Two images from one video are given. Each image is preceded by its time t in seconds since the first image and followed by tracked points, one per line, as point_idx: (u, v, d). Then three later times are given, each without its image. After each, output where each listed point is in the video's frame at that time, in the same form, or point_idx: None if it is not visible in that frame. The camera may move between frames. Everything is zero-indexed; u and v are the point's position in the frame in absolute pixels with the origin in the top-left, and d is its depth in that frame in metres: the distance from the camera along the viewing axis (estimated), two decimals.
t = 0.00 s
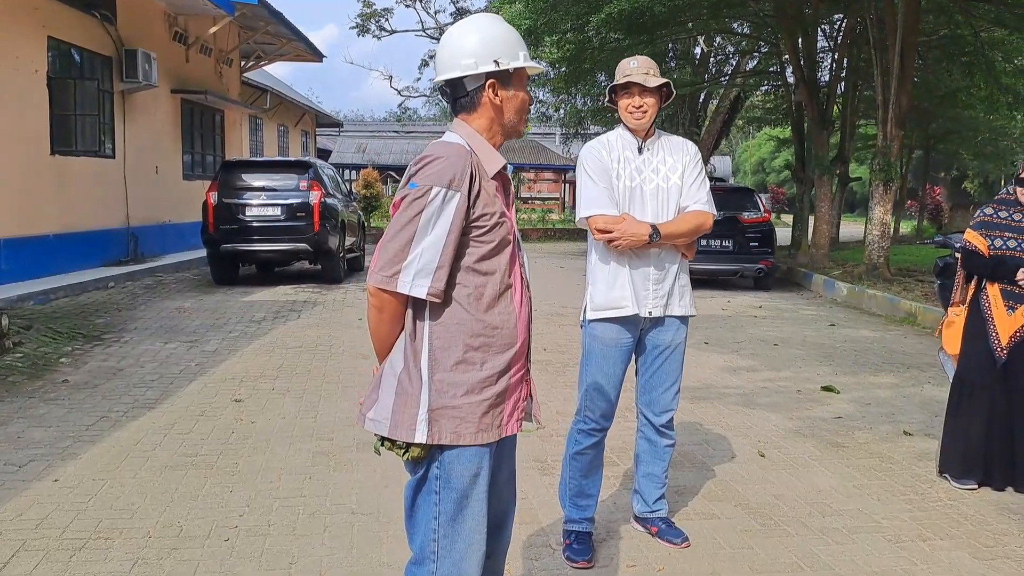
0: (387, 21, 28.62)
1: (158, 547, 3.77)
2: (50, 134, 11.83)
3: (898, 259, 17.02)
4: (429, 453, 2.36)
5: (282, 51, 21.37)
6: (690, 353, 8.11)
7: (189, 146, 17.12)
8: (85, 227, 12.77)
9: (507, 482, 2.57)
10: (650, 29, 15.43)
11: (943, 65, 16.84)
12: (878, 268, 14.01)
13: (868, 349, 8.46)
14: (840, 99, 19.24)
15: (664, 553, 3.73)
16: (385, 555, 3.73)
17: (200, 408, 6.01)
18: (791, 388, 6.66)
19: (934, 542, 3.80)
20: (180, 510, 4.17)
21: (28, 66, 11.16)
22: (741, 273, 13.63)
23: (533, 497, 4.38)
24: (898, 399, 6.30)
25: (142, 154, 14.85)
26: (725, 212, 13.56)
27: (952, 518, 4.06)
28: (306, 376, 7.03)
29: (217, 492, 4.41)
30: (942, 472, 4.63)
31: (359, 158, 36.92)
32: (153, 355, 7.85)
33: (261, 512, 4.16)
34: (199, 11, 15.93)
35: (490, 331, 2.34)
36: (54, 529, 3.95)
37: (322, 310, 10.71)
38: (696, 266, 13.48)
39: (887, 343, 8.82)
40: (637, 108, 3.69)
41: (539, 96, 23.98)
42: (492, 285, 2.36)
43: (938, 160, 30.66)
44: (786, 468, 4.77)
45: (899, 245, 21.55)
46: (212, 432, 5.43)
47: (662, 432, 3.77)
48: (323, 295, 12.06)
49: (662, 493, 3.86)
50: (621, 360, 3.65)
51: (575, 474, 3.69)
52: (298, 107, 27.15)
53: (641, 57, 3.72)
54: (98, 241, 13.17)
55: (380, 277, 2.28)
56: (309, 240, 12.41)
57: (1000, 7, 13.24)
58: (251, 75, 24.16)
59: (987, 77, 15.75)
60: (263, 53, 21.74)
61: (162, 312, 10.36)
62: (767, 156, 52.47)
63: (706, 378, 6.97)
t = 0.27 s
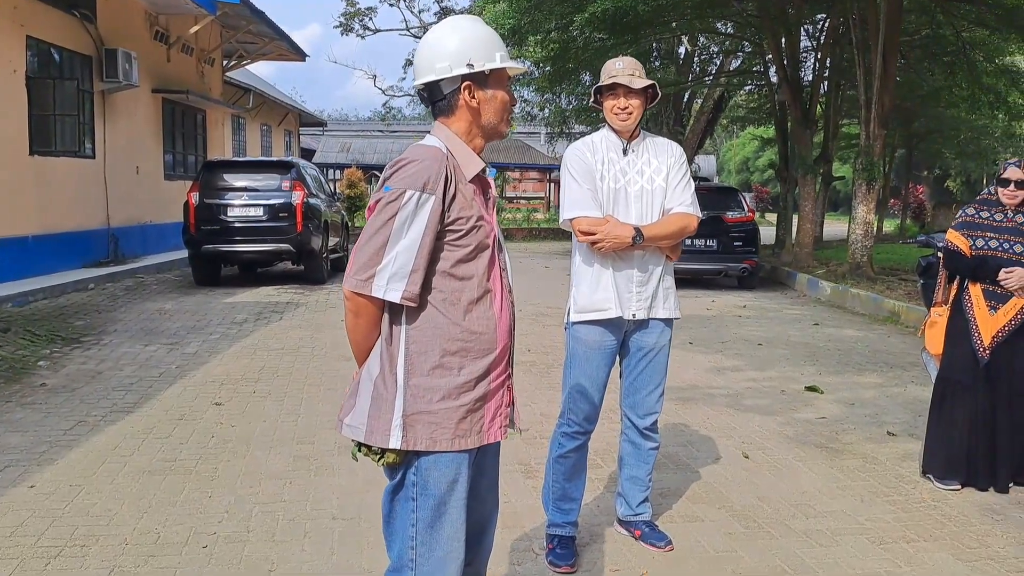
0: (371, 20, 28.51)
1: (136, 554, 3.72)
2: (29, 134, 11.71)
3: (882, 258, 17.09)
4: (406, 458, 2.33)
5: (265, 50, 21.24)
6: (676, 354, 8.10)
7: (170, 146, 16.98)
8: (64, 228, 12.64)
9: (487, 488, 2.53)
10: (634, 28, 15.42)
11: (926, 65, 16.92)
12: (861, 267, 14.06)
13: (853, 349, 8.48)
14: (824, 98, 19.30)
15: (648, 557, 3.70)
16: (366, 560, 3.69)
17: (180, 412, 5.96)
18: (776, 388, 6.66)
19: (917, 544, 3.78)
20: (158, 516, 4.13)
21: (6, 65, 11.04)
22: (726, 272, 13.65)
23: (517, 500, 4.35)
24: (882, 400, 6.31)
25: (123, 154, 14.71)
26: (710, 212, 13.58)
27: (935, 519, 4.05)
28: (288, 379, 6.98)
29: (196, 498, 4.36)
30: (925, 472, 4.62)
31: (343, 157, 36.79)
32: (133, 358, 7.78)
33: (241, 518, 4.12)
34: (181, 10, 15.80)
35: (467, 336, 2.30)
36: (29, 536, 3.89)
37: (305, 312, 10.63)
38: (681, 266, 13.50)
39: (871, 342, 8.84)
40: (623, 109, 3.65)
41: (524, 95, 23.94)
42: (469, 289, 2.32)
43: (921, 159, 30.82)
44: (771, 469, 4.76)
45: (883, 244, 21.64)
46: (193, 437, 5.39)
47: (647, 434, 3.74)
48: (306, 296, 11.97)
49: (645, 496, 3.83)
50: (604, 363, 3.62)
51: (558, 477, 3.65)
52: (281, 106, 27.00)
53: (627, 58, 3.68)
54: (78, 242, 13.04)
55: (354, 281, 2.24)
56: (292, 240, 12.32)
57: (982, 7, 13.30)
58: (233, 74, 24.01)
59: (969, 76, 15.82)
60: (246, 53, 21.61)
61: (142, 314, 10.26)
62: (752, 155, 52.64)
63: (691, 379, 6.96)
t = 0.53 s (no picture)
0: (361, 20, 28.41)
1: (117, 565, 3.67)
2: (15, 135, 11.62)
3: (872, 258, 17.12)
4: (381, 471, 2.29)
5: (254, 50, 21.15)
6: (666, 356, 8.08)
7: (158, 145, 16.87)
8: (51, 229, 12.54)
9: (467, 501, 2.50)
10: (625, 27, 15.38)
11: (916, 65, 16.94)
12: (851, 268, 14.07)
13: (842, 351, 8.47)
14: (814, 98, 19.31)
15: (635, 566, 3.67)
16: (349, 570, 3.66)
17: (165, 418, 5.91)
18: (766, 392, 6.65)
19: (905, 552, 3.77)
20: (141, 525, 4.09)
21: None
22: (716, 273, 13.63)
23: (503, 508, 4.32)
24: (871, 404, 6.31)
25: (111, 155, 14.62)
26: (700, 213, 13.57)
27: (923, 526, 4.03)
28: (275, 383, 6.94)
29: (180, 506, 4.32)
30: (914, 478, 4.60)
31: (334, 157, 36.68)
32: (119, 362, 7.72)
33: (224, 527, 4.08)
34: (169, 10, 15.71)
35: (442, 348, 2.27)
36: (9, 546, 3.84)
37: (294, 314, 10.58)
38: (671, 267, 13.48)
39: (861, 344, 8.84)
40: (609, 115, 3.62)
41: (515, 95, 23.89)
42: (444, 301, 2.28)
43: (911, 158, 30.89)
44: (759, 475, 4.74)
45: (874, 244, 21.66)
46: (177, 443, 5.34)
47: (633, 442, 3.71)
48: (295, 298, 11.91)
49: (632, 504, 3.80)
50: (590, 370, 3.59)
51: (544, 486, 3.62)
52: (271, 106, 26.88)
53: (613, 63, 3.65)
54: (65, 243, 12.94)
55: (328, 292, 2.21)
56: (281, 241, 12.24)
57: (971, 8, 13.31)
58: (223, 74, 23.90)
59: (959, 77, 15.84)
60: (235, 52, 21.50)
61: (129, 316, 10.19)
62: (743, 154, 52.68)
63: (680, 382, 6.94)
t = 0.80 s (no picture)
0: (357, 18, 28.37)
1: (108, 569, 3.66)
2: (9, 135, 11.59)
3: (867, 258, 17.14)
4: (367, 476, 2.29)
5: (250, 49, 21.11)
6: (661, 357, 8.09)
7: (153, 145, 16.83)
8: (46, 229, 12.51)
9: (458, 505, 2.49)
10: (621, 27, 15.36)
11: (912, 64, 16.96)
12: (847, 267, 14.08)
13: (837, 351, 8.49)
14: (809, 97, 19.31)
15: (628, 569, 3.67)
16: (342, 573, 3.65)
17: (159, 419, 5.90)
18: (761, 393, 6.65)
19: (900, 555, 3.76)
20: (133, 528, 4.08)
21: None
22: (711, 273, 13.64)
23: (497, 510, 4.31)
24: (866, 405, 6.31)
25: (105, 154, 14.59)
26: (696, 212, 13.57)
27: (918, 529, 4.03)
28: (269, 384, 6.93)
29: (172, 509, 4.31)
30: (908, 480, 4.60)
31: (330, 156, 36.63)
32: (113, 362, 7.70)
33: (217, 530, 4.07)
34: (164, 9, 15.67)
35: (428, 353, 2.26)
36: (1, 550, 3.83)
37: (290, 314, 10.56)
38: (667, 267, 13.48)
39: (856, 345, 8.85)
40: (601, 117, 3.62)
41: (512, 94, 23.87)
42: (430, 306, 2.27)
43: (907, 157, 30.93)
44: (753, 477, 4.74)
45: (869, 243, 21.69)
46: (171, 445, 5.33)
47: (626, 445, 3.71)
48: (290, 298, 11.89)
49: (626, 507, 3.79)
50: (583, 373, 3.58)
51: (537, 489, 3.62)
52: (267, 105, 26.82)
53: (606, 65, 3.64)
54: (60, 243, 12.91)
55: (315, 297, 2.21)
56: (276, 241, 12.20)
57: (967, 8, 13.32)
58: (218, 73, 23.85)
59: (954, 76, 15.86)
60: (230, 52, 21.45)
61: (124, 317, 10.16)
62: (739, 153, 52.71)
63: (675, 384, 6.93)
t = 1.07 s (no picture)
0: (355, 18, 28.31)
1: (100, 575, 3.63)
2: (5, 136, 11.53)
3: (865, 257, 17.12)
4: (356, 485, 2.25)
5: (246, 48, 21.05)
6: (659, 359, 8.06)
7: (150, 145, 16.79)
8: (42, 229, 12.47)
9: (450, 514, 2.46)
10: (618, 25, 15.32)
11: (910, 63, 16.93)
12: (845, 267, 14.05)
13: (836, 352, 8.46)
14: (807, 96, 19.29)
15: None
16: None
17: (154, 422, 5.87)
18: (759, 396, 6.63)
19: (900, 560, 3.73)
20: (126, 534, 4.05)
21: None
22: (710, 272, 13.61)
23: (494, 515, 4.28)
24: (865, 407, 6.29)
25: (102, 155, 14.53)
26: (694, 212, 13.54)
27: (918, 534, 4.00)
28: (265, 386, 6.89)
29: (166, 514, 4.28)
30: (908, 484, 4.57)
31: (327, 155, 36.58)
32: (109, 364, 7.67)
33: (211, 535, 4.04)
34: (161, 9, 15.61)
35: (416, 360, 2.23)
36: None
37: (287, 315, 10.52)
38: (665, 267, 13.46)
39: (855, 345, 8.83)
40: (596, 119, 3.58)
41: (510, 93, 23.82)
42: (417, 313, 2.24)
43: (905, 156, 30.91)
44: (752, 480, 4.70)
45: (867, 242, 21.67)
46: (166, 448, 5.31)
47: (624, 449, 3.67)
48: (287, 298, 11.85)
49: (624, 512, 3.76)
50: (580, 377, 3.55)
51: (533, 495, 3.58)
52: (264, 104, 26.76)
53: (601, 66, 3.60)
54: (56, 244, 12.87)
55: (303, 304, 2.20)
56: (272, 241, 12.15)
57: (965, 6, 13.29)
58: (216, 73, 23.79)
59: (953, 75, 15.83)
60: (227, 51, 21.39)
61: (120, 318, 10.12)
62: (737, 152, 52.68)
63: (673, 386, 6.91)
